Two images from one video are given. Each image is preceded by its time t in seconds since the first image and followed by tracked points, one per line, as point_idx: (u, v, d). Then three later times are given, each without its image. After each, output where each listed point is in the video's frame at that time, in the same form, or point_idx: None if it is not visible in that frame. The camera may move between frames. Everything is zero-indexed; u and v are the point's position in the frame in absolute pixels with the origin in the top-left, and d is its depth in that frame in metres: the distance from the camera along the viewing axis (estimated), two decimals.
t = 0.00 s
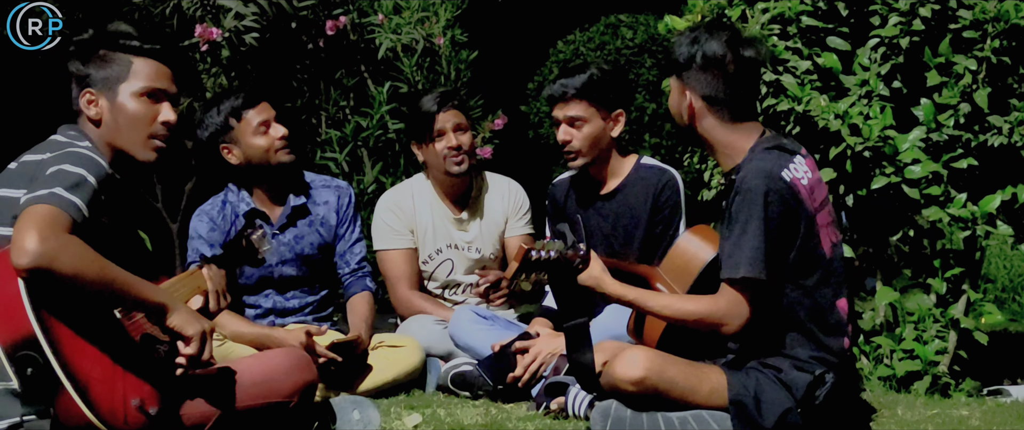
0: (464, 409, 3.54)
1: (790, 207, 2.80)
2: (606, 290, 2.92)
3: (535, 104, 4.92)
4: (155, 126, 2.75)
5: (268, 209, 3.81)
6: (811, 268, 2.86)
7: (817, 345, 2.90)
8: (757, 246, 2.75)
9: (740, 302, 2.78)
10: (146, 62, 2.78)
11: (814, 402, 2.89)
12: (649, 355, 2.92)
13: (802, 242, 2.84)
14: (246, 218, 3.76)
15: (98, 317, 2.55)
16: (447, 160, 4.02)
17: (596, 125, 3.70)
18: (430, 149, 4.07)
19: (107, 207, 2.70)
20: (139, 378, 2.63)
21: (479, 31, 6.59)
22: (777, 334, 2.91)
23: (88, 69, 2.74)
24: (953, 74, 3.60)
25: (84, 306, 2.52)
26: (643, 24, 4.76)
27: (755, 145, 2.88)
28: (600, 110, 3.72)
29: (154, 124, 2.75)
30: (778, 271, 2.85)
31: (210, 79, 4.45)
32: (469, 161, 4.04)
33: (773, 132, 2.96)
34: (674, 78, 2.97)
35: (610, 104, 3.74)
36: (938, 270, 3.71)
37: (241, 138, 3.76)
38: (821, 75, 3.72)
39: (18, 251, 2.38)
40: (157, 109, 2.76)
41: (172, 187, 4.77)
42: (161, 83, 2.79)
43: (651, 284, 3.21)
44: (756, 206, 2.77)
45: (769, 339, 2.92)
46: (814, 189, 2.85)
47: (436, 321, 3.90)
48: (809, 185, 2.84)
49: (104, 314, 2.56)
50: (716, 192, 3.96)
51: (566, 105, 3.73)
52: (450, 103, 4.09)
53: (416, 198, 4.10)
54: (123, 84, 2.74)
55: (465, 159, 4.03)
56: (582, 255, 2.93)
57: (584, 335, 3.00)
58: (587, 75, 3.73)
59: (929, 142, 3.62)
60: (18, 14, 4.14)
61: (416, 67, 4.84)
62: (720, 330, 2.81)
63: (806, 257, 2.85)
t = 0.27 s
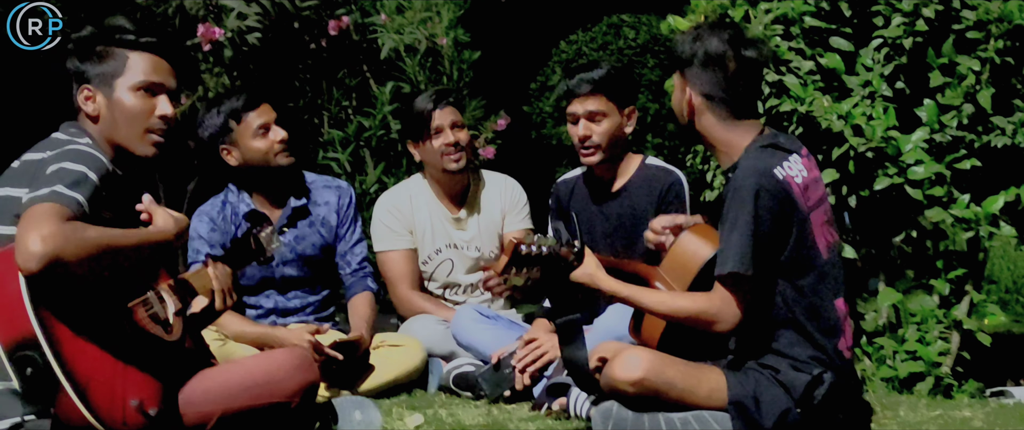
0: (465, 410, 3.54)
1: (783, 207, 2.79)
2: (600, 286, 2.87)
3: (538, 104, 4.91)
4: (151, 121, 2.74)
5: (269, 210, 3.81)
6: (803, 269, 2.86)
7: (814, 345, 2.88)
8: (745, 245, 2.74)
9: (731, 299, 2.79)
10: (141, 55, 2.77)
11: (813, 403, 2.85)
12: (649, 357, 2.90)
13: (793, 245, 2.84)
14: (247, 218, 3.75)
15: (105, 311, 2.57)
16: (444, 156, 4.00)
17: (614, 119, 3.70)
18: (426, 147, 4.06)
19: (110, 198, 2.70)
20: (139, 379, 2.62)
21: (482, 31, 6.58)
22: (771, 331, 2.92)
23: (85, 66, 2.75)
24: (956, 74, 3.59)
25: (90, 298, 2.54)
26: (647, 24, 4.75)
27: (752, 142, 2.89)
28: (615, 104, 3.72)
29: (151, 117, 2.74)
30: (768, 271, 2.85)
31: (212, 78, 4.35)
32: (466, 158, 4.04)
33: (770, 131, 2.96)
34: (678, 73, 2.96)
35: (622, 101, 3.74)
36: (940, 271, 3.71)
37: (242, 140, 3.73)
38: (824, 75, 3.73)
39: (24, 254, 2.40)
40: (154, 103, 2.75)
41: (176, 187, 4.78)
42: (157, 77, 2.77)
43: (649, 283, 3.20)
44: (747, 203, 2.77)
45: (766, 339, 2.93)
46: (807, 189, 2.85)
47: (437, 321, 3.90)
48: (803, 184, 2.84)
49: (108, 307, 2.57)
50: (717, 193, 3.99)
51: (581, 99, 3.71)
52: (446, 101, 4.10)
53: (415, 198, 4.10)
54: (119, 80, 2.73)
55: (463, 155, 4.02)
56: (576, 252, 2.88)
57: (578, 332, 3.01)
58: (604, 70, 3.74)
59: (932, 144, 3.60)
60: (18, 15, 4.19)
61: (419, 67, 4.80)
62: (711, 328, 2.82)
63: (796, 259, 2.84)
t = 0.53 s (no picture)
0: (470, 410, 3.54)
1: (790, 210, 2.80)
2: (614, 289, 2.88)
3: (542, 105, 4.91)
4: (158, 135, 2.75)
5: (271, 214, 3.81)
6: (812, 271, 2.86)
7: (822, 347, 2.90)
8: (759, 246, 2.74)
9: (746, 304, 2.77)
10: (161, 71, 2.79)
11: (819, 404, 2.90)
12: (655, 357, 2.92)
13: (804, 247, 2.84)
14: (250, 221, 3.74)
15: (100, 320, 2.56)
16: (442, 158, 4.02)
17: (604, 125, 3.70)
18: (425, 150, 4.08)
19: (112, 210, 2.70)
20: (143, 381, 2.63)
21: (487, 33, 6.59)
22: (783, 335, 2.91)
23: (104, 74, 2.78)
24: (960, 75, 3.59)
25: (85, 308, 2.53)
26: (651, 24, 4.75)
27: (756, 147, 2.89)
28: (607, 111, 3.72)
29: (159, 131, 2.75)
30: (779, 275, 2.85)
31: (217, 78, 4.49)
32: (465, 159, 4.04)
33: (773, 135, 2.97)
34: (674, 84, 2.98)
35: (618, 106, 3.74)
36: (945, 271, 3.71)
37: (243, 146, 3.73)
38: (828, 76, 3.72)
39: (19, 256, 2.40)
40: (163, 118, 2.76)
41: (180, 187, 4.79)
42: (172, 94, 2.79)
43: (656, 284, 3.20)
44: (756, 208, 2.77)
45: (773, 342, 2.92)
46: (815, 191, 2.86)
47: (442, 321, 3.90)
48: (810, 187, 2.85)
49: (104, 315, 2.57)
50: (722, 194, 3.95)
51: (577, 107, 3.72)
52: (443, 103, 4.10)
53: (416, 200, 4.11)
54: (135, 91, 2.75)
55: (461, 156, 4.03)
56: (585, 253, 2.90)
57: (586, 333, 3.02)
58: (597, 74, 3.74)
59: (936, 144, 3.61)
60: (19, 15, 4.11)
61: (423, 67, 4.80)
62: (723, 332, 2.80)
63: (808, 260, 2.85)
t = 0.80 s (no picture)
0: (477, 409, 3.55)
1: (796, 210, 2.79)
2: (620, 292, 2.88)
3: (550, 105, 4.92)
4: (164, 123, 2.74)
5: (281, 215, 3.82)
6: (817, 271, 2.86)
7: (828, 347, 2.89)
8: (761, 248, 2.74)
9: (749, 304, 2.79)
10: (158, 58, 2.78)
11: (826, 403, 2.87)
12: (662, 356, 2.92)
13: (808, 247, 2.84)
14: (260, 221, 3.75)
15: (111, 313, 2.54)
16: (456, 157, 4.04)
17: (625, 117, 3.71)
18: (438, 148, 4.08)
19: (122, 202, 2.68)
20: (152, 378, 2.60)
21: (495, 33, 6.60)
22: (788, 334, 2.93)
23: (102, 67, 2.76)
24: (969, 75, 3.58)
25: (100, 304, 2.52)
26: (659, 24, 4.75)
27: (760, 148, 2.89)
28: (626, 100, 3.74)
29: (165, 120, 2.74)
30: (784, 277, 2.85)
31: (226, 78, 4.45)
32: (479, 159, 4.06)
33: (779, 134, 2.96)
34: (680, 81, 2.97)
35: (632, 99, 3.76)
36: (953, 271, 3.71)
37: (256, 147, 3.74)
38: (836, 76, 3.73)
39: (31, 250, 2.40)
40: (167, 105, 2.75)
41: (190, 187, 4.83)
42: (169, 80, 2.77)
43: (662, 284, 3.20)
44: (760, 208, 2.77)
45: (778, 339, 2.95)
46: (821, 191, 2.85)
47: (449, 320, 3.91)
48: (816, 186, 2.84)
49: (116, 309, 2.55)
50: (729, 193, 3.98)
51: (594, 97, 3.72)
52: (458, 101, 4.12)
53: (428, 198, 4.12)
54: (134, 81, 2.73)
55: (475, 156, 4.04)
56: (589, 256, 2.86)
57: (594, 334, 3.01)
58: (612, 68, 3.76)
59: (945, 144, 3.60)
60: (19, 15, 4.26)
61: (431, 67, 4.82)
62: (730, 333, 2.82)
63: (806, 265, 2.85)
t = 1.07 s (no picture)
0: (479, 409, 3.55)
1: (810, 202, 2.80)
2: (624, 291, 2.87)
3: (553, 104, 4.92)
4: (173, 130, 2.74)
5: (284, 213, 3.81)
6: (827, 264, 2.85)
7: (834, 343, 2.89)
8: (780, 237, 2.74)
9: (761, 294, 2.77)
10: (169, 65, 2.77)
11: (830, 403, 2.87)
12: (665, 356, 2.92)
13: (820, 239, 2.84)
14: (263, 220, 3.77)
15: (112, 315, 2.55)
16: (462, 157, 4.04)
17: (615, 118, 3.72)
18: (443, 147, 4.09)
19: (127, 208, 2.67)
20: (154, 378, 2.60)
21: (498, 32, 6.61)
22: (793, 332, 2.91)
23: (110, 73, 2.75)
24: (971, 74, 3.58)
25: (101, 308, 2.53)
26: (662, 24, 4.75)
27: (776, 139, 2.89)
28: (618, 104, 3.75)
29: (174, 127, 2.74)
30: (796, 268, 2.85)
31: (229, 77, 4.57)
32: (484, 160, 4.06)
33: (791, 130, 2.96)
34: (690, 76, 2.95)
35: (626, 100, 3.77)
36: (956, 271, 3.71)
37: (263, 147, 3.75)
38: (839, 76, 3.72)
39: (34, 254, 2.38)
40: (177, 113, 2.75)
41: (191, 186, 4.87)
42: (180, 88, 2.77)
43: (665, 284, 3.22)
44: (779, 195, 2.77)
45: (784, 337, 2.92)
46: (834, 184, 2.86)
47: (451, 319, 3.91)
48: (830, 179, 2.86)
49: (116, 312, 2.55)
50: (733, 193, 3.97)
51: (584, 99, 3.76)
52: (464, 101, 4.12)
53: (431, 198, 4.11)
54: (144, 87, 2.73)
55: (480, 157, 4.04)
56: (596, 257, 2.86)
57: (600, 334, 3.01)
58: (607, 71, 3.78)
59: (947, 143, 3.60)
60: (18, 15, 4.29)
61: (433, 67, 4.82)
62: (738, 322, 2.80)
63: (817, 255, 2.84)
